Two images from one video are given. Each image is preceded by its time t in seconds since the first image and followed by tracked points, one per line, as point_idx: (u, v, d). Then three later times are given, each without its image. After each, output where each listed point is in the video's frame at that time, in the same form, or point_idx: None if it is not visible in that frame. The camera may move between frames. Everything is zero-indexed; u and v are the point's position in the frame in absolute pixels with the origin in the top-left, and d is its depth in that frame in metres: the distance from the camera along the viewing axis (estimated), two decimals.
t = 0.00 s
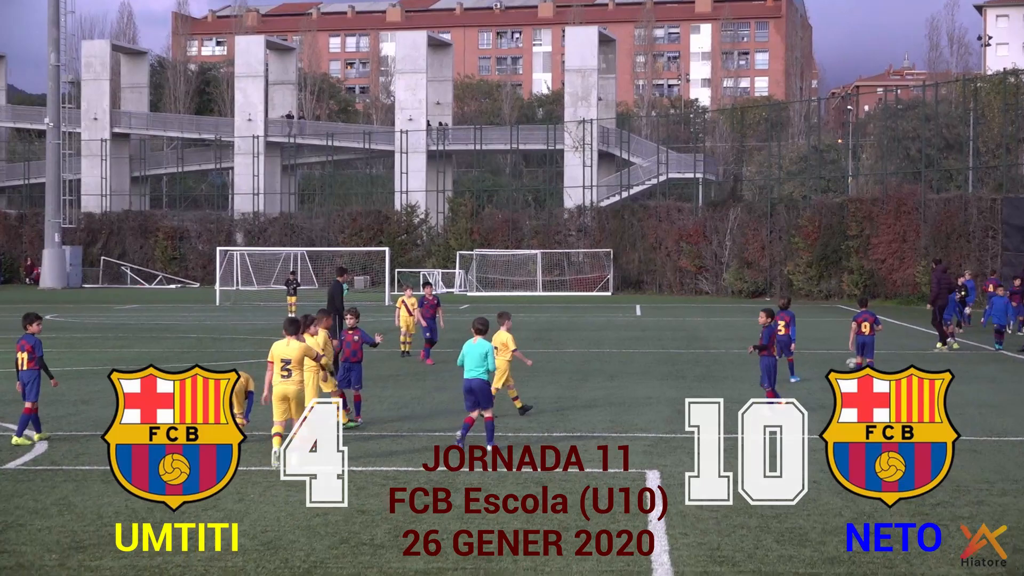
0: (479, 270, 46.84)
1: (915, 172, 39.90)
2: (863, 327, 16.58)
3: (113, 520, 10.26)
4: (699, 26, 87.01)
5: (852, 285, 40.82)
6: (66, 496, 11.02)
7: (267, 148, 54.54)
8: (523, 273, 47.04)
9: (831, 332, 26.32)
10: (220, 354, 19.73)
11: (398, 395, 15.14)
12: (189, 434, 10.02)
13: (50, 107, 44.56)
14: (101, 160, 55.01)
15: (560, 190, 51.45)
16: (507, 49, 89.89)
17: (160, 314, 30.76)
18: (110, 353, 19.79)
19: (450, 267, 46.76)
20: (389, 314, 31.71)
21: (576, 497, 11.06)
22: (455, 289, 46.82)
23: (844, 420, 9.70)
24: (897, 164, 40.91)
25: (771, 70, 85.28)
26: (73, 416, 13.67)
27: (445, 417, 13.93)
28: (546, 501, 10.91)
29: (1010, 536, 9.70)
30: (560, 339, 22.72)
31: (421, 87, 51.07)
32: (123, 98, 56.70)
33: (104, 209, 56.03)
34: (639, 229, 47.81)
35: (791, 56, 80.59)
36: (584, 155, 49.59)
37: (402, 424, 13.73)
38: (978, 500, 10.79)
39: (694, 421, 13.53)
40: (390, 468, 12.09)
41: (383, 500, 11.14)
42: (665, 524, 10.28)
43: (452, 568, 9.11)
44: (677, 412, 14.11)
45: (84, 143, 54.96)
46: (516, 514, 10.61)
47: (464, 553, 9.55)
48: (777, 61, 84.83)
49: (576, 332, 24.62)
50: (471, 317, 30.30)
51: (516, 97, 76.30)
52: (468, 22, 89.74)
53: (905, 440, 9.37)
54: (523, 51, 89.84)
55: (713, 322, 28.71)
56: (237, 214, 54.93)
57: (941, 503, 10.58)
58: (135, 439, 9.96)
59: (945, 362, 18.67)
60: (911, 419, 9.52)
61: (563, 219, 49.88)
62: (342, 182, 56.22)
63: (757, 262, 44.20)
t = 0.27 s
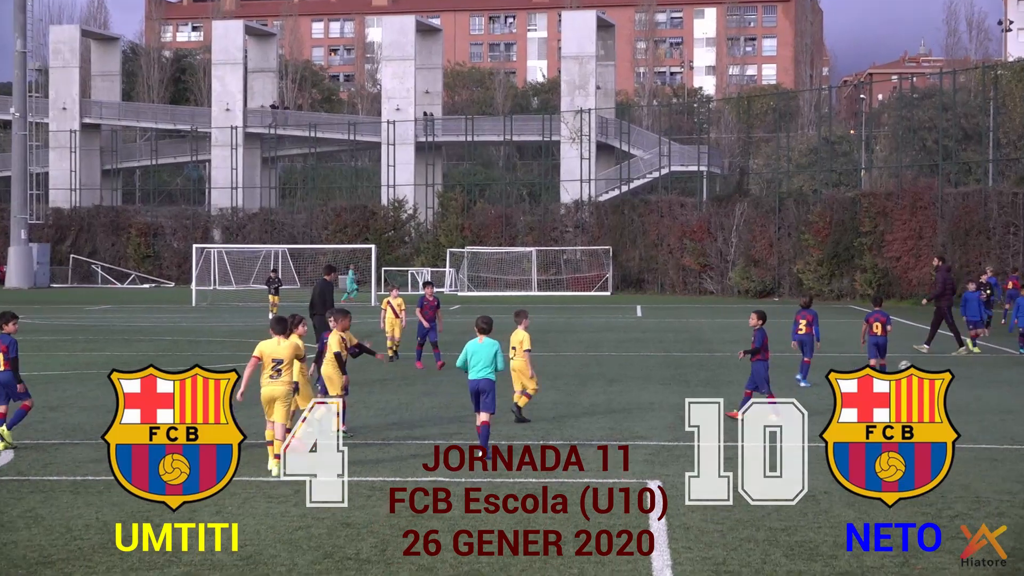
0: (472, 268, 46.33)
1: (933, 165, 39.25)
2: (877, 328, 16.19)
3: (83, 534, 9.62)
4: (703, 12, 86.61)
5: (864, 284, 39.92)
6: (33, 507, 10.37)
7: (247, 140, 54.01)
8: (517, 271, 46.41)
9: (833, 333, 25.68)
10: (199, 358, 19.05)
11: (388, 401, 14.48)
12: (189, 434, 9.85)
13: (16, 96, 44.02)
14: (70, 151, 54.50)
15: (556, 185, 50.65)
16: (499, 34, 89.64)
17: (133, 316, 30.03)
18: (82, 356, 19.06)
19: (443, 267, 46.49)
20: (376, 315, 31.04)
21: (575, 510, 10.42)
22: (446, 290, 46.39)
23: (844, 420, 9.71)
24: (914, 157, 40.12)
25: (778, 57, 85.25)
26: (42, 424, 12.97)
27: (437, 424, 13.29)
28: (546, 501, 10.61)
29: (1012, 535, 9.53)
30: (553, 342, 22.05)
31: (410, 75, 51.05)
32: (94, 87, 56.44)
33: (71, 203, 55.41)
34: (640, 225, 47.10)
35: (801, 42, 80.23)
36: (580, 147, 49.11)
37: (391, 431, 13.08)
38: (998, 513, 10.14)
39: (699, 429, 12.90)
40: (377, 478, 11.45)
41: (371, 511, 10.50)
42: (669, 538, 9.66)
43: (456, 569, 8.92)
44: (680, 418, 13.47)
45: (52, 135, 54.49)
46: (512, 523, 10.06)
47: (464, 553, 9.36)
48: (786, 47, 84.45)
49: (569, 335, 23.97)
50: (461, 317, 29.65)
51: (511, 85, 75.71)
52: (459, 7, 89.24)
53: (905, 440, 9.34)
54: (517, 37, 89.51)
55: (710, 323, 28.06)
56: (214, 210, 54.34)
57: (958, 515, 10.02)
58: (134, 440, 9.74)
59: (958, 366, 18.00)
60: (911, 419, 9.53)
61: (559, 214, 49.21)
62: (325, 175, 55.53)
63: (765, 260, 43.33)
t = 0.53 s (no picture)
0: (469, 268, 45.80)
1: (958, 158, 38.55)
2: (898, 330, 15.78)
3: (58, 549, 9.04)
4: None
5: (885, 284, 39.09)
6: (5, 520, 9.78)
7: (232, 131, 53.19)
8: (518, 270, 45.87)
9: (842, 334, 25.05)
10: (185, 362, 18.39)
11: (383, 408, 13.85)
12: (190, 434, 9.63)
13: None
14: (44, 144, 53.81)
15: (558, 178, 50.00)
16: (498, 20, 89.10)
17: (114, 318, 29.27)
18: (57, 361, 18.42)
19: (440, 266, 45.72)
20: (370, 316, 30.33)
21: (579, 524, 9.83)
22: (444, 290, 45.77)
23: (844, 420, 9.35)
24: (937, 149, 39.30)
25: (793, 44, 84.27)
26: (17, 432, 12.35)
27: (435, 432, 12.66)
28: (546, 500, 10.35)
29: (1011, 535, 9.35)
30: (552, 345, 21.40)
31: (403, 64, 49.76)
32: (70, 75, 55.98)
33: (45, 198, 54.64)
34: (647, 222, 46.44)
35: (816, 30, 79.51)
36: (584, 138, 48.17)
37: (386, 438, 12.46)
38: None
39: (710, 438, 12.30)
40: (366, 490, 10.83)
41: (364, 524, 9.88)
42: (679, 555, 9.06)
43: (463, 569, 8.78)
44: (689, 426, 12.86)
45: (26, 126, 53.84)
46: (513, 536, 9.54)
47: (464, 553, 9.19)
48: (800, 33, 83.62)
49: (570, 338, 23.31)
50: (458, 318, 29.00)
51: (511, 74, 75.11)
52: None
53: (906, 440, 9.11)
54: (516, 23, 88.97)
55: (715, 324, 27.41)
56: (197, 206, 53.68)
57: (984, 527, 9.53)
58: (133, 439, 9.53)
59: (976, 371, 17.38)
60: (912, 419, 9.27)
61: (562, 210, 48.68)
62: (315, 169, 54.75)
63: (780, 259, 42.75)
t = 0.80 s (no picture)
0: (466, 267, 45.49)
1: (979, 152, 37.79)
2: (919, 331, 15.61)
3: (27, 564, 8.48)
4: None
5: (903, 284, 38.38)
6: None
7: (215, 122, 52.52)
8: (517, 270, 45.38)
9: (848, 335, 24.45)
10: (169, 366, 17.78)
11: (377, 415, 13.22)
12: (190, 434, 9.18)
13: None
14: (16, 135, 52.83)
15: (558, 172, 49.31)
16: (497, 6, 88.84)
17: (95, 320, 28.61)
18: (29, 365, 17.78)
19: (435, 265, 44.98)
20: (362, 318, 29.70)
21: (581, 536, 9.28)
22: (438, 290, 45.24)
23: (843, 420, 9.08)
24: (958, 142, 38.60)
25: (807, 31, 83.55)
26: None
27: (431, 439, 12.06)
28: (546, 499, 10.05)
29: (1013, 535, 9.08)
30: (551, 348, 20.79)
31: (395, 52, 48.87)
32: (44, 62, 55.43)
33: (18, 192, 53.59)
34: (653, 217, 45.99)
35: (828, 18, 79.02)
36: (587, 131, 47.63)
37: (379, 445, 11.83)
38: None
39: (720, 446, 11.71)
40: (345, 501, 10.16)
41: (354, 537, 9.30)
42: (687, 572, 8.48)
43: (460, 569, 8.62)
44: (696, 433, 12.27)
45: None
46: (512, 549, 9.02)
47: (464, 553, 8.94)
48: (816, 20, 83.00)
49: (569, 340, 22.70)
50: (456, 319, 28.40)
51: (511, 63, 74.77)
52: None
53: (906, 440, 8.90)
54: (516, 9, 88.47)
55: (717, 326, 26.81)
56: (179, 201, 52.82)
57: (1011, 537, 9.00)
58: (134, 440, 9.05)
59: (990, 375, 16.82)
60: (911, 419, 9.03)
61: (563, 206, 48.22)
62: (303, 163, 54.01)
63: (792, 257, 42.17)
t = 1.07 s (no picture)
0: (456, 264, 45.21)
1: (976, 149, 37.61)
2: (918, 328, 15.62)
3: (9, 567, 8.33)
4: None
5: (900, 282, 38.39)
6: None
7: (200, 118, 52.48)
8: (508, 268, 45.16)
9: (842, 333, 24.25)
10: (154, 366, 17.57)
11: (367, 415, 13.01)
12: (190, 434, 9.39)
13: None
14: None
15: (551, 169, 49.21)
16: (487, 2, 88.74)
17: (81, 319, 28.38)
18: (16, 364, 17.62)
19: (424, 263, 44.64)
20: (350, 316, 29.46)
21: (573, 539, 9.12)
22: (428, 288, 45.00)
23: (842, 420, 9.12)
24: (955, 139, 38.40)
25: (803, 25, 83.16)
26: None
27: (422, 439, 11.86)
28: (542, 499, 9.90)
29: (1012, 536, 8.90)
30: (542, 347, 20.59)
31: (383, 46, 49.13)
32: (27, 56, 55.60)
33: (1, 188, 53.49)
34: (645, 215, 45.69)
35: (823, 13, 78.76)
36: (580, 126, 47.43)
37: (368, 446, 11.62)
38: None
39: (714, 446, 11.53)
40: (343, 503, 9.91)
41: (343, 539, 9.12)
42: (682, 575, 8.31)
43: (450, 570, 8.50)
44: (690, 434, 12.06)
45: None
46: (504, 552, 8.85)
47: (453, 555, 8.78)
48: (812, 15, 82.64)
49: (560, 339, 22.47)
50: (448, 318, 28.23)
51: (501, 57, 74.58)
52: None
53: (906, 440, 8.94)
54: (506, 5, 88.28)
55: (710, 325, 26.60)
56: (165, 198, 52.60)
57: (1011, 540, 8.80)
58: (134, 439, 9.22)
59: (988, 374, 16.66)
60: (912, 419, 9.08)
61: (555, 204, 47.89)
62: (290, 159, 53.82)
63: (787, 255, 42.05)
